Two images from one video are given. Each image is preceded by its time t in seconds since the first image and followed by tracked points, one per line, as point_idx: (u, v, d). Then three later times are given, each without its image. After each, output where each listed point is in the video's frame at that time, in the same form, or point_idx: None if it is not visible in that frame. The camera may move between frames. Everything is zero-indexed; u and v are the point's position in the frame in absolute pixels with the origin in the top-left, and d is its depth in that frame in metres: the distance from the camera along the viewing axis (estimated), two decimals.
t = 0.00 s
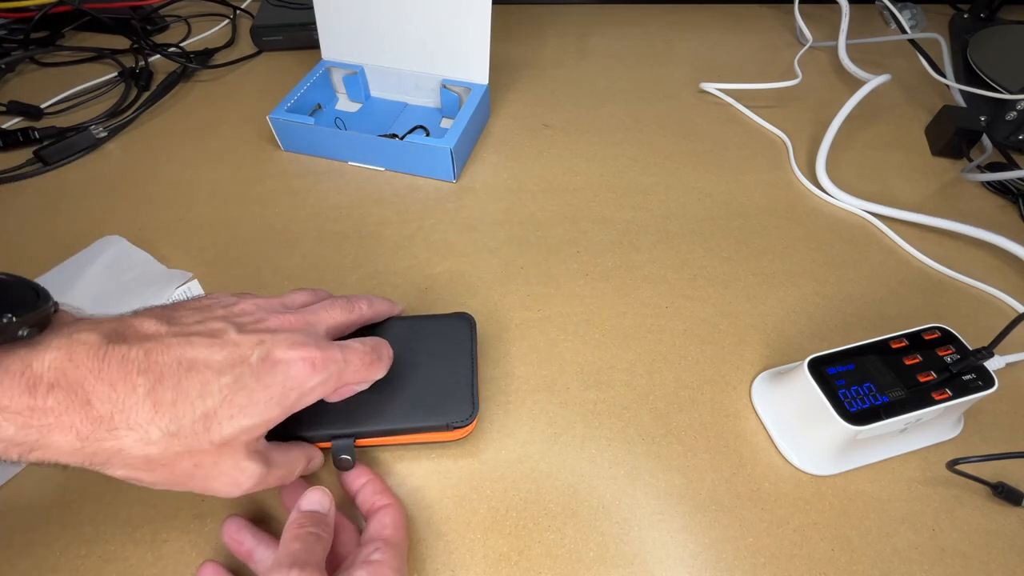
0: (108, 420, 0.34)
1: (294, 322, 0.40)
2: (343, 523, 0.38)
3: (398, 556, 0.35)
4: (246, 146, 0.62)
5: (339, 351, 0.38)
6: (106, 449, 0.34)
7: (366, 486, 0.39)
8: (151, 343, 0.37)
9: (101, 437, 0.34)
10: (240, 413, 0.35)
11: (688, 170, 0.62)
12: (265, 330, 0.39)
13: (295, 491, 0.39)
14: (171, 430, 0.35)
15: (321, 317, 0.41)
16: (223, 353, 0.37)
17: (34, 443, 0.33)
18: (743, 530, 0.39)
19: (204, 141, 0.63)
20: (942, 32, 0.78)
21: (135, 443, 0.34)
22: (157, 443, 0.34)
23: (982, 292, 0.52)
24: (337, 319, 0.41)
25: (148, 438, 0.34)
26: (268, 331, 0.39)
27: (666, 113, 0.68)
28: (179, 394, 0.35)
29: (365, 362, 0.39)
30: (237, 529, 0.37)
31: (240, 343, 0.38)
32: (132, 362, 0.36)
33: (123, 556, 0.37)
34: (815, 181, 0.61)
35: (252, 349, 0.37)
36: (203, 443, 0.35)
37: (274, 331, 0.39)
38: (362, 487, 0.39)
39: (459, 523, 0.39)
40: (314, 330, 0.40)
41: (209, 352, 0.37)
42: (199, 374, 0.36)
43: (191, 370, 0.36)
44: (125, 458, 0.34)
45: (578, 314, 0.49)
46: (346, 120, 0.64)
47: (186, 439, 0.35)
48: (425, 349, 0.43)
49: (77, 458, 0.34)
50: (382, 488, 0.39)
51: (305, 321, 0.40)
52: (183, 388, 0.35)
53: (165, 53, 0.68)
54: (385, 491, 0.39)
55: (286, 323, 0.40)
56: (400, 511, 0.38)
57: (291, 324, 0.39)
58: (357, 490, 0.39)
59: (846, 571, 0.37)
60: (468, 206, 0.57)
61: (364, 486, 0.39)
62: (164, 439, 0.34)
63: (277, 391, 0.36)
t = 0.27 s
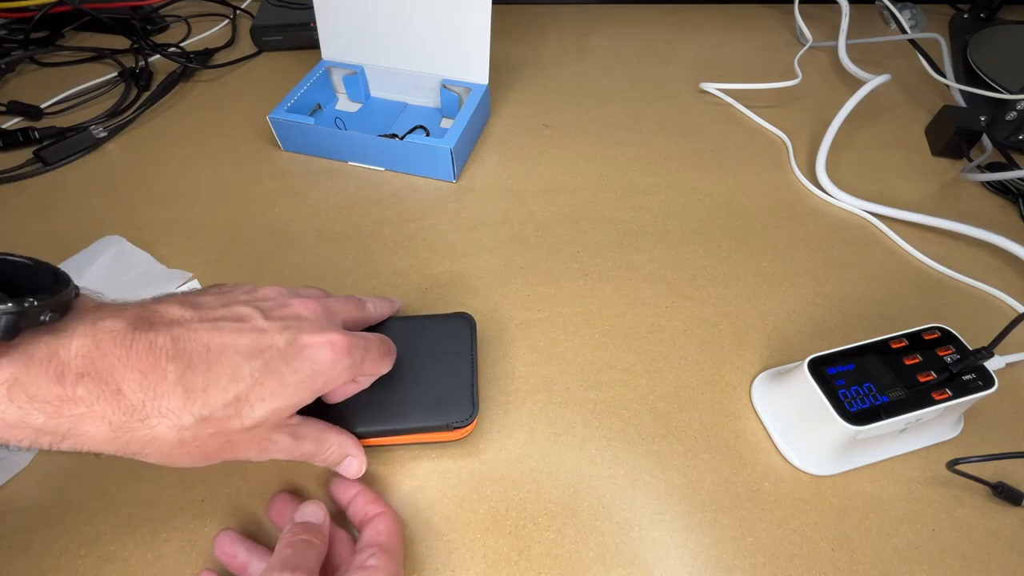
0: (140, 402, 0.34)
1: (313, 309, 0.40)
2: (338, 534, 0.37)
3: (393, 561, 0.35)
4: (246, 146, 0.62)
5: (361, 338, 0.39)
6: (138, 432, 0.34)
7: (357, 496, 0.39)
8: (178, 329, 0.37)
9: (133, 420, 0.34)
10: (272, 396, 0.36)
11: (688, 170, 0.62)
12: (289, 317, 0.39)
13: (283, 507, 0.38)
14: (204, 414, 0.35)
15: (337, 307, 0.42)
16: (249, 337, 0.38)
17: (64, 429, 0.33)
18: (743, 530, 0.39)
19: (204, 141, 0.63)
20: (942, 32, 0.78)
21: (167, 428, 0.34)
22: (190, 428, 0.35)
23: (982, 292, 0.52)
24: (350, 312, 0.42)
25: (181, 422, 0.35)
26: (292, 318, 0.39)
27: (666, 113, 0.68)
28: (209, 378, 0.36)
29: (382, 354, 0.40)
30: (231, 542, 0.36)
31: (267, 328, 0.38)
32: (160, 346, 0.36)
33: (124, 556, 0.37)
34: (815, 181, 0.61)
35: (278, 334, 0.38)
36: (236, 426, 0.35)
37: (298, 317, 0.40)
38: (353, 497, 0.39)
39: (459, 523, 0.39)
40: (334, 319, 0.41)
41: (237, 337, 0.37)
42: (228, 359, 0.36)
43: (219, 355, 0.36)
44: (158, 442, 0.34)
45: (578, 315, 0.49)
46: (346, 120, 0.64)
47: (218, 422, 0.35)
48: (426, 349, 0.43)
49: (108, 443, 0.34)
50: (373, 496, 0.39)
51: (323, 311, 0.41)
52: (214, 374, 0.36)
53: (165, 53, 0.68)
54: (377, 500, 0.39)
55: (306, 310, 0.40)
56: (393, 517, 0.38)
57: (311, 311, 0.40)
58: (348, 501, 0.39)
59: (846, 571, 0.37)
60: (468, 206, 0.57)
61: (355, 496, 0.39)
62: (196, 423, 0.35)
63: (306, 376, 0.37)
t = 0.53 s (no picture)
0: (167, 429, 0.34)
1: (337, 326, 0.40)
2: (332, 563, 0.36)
3: None
4: (246, 146, 0.62)
5: (379, 359, 0.40)
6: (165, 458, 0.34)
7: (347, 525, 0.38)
8: (204, 353, 0.36)
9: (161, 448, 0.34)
10: (297, 424, 0.36)
11: (688, 169, 0.62)
12: (314, 340, 0.39)
13: (267, 543, 0.37)
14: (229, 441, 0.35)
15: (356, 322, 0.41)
16: (274, 360, 0.37)
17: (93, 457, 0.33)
18: (743, 530, 0.39)
19: (204, 141, 0.63)
20: (942, 32, 0.78)
21: (193, 455, 0.35)
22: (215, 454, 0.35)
23: (982, 292, 0.52)
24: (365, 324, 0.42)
25: (206, 449, 0.35)
26: (317, 339, 0.39)
27: (666, 113, 0.68)
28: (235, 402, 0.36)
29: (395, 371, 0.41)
30: None
31: (292, 353, 0.38)
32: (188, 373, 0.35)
33: (124, 555, 0.37)
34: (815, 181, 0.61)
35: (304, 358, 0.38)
36: (260, 451, 0.36)
37: (323, 337, 0.39)
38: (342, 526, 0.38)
39: (459, 523, 0.39)
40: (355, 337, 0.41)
41: (263, 361, 0.37)
42: (254, 384, 0.36)
43: (245, 380, 0.36)
44: (184, 467, 0.35)
45: (578, 315, 0.49)
46: (346, 120, 0.64)
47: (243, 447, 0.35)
48: (426, 350, 0.43)
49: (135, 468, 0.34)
50: (363, 523, 0.38)
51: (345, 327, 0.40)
52: (241, 402, 0.35)
53: (165, 53, 0.68)
54: (368, 525, 0.38)
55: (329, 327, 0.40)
56: (387, 540, 0.37)
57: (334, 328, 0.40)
58: (338, 532, 0.37)
59: (846, 571, 0.37)
60: (468, 206, 0.57)
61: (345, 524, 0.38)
62: (221, 450, 0.35)
63: (331, 402, 0.37)
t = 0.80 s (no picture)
0: (164, 415, 0.34)
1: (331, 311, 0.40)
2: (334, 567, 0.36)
3: None
4: (246, 147, 0.62)
5: (373, 341, 0.39)
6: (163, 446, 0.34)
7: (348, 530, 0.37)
8: (198, 341, 0.37)
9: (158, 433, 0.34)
10: (290, 404, 0.36)
11: (688, 169, 0.62)
12: (306, 323, 0.39)
13: (265, 549, 0.36)
14: (226, 424, 0.35)
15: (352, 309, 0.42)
16: (266, 344, 0.38)
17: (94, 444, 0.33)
18: (743, 530, 0.39)
19: (204, 141, 0.63)
20: (942, 32, 0.77)
21: (192, 442, 0.35)
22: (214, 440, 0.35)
23: (982, 292, 0.52)
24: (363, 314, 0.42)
25: (204, 434, 0.35)
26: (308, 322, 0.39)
27: (666, 113, 0.68)
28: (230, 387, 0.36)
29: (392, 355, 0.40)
30: None
31: (283, 336, 0.38)
32: (183, 360, 0.36)
33: (124, 555, 0.37)
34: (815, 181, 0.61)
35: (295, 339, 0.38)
36: (256, 435, 0.35)
37: (314, 321, 0.39)
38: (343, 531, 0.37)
39: (459, 523, 0.39)
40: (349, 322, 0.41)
41: (254, 345, 0.37)
42: (247, 368, 0.36)
43: (237, 363, 0.36)
44: (183, 455, 0.35)
45: (578, 315, 0.49)
46: (346, 120, 0.64)
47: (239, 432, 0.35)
48: (427, 352, 0.43)
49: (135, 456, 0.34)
50: (365, 527, 0.38)
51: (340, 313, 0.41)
52: (233, 385, 0.36)
53: (165, 53, 0.68)
54: (369, 529, 0.37)
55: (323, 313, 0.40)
56: (389, 544, 0.37)
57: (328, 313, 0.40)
58: (338, 537, 0.37)
59: (846, 571, 0.37)
60: (468, 206, 0.57)
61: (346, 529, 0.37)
62: (219, 435, 0.35)
63: (323, 381, 0.37)
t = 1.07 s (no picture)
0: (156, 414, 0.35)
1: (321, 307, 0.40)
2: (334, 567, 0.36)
3: None
4: (246, 146, 0.62)
5: (364, 336, 0.39)
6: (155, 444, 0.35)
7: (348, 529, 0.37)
8: (188, 342, 0.38)
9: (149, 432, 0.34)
10: (277, 402, 0.36)
11: (688, 169, 0.62)
12: (294, 319, 0.39)
13: (264, 549, 0.36)
14: (215, 422, 0.35)
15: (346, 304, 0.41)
16: (257, 343, 0.37)
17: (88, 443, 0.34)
18: (743, 530, 0.39)
19: (204, 141, 0.63)
20: (942, 32, 0.77)
21: (182, 439, 0.35)
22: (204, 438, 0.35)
23: (982, 292, 0.52)
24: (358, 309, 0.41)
25: (194, 432, 0.35)
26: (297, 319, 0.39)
27: (666, 113, 0.68)
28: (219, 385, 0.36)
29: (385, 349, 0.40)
30: None
31: (270, 334, 0.38)
32: (173, 361, 0.36)
33: (123, 555, 0.37)
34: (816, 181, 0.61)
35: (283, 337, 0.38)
36: (244, 433, 0.35)
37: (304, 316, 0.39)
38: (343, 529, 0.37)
39: (459, 523, 0.39)
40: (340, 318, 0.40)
41: (242, 343, 0.37)
42: (235, 366, 0.36)
43: (228, 362, 0.37)
44: (173, 452, 0.35)
45: (578, 315, 0.49)
46: (346, 120, 0.64)
47: (229, 430, 0.35)
48: (428, 353, 0.43)
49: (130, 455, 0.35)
50: (365, 526, 0.37)
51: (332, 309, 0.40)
52: (221, 383, 0.36)
53: (165, 53, 0.68)
54: (369, 529, 0.37)
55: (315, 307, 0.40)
56: (389, 542, 0.37)
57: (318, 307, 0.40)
58: (338, 537, 0.37)
59: (846, 571, 0.37)
60: (468, 206, 0.57)
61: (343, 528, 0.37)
62: (208, 432, 0.35)
63: (310, 378, 0.36)
